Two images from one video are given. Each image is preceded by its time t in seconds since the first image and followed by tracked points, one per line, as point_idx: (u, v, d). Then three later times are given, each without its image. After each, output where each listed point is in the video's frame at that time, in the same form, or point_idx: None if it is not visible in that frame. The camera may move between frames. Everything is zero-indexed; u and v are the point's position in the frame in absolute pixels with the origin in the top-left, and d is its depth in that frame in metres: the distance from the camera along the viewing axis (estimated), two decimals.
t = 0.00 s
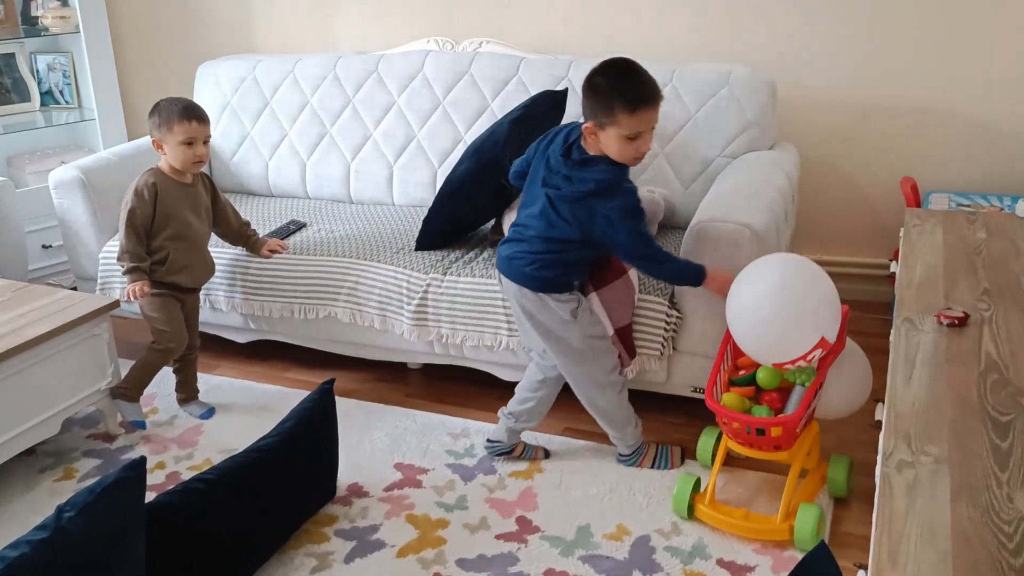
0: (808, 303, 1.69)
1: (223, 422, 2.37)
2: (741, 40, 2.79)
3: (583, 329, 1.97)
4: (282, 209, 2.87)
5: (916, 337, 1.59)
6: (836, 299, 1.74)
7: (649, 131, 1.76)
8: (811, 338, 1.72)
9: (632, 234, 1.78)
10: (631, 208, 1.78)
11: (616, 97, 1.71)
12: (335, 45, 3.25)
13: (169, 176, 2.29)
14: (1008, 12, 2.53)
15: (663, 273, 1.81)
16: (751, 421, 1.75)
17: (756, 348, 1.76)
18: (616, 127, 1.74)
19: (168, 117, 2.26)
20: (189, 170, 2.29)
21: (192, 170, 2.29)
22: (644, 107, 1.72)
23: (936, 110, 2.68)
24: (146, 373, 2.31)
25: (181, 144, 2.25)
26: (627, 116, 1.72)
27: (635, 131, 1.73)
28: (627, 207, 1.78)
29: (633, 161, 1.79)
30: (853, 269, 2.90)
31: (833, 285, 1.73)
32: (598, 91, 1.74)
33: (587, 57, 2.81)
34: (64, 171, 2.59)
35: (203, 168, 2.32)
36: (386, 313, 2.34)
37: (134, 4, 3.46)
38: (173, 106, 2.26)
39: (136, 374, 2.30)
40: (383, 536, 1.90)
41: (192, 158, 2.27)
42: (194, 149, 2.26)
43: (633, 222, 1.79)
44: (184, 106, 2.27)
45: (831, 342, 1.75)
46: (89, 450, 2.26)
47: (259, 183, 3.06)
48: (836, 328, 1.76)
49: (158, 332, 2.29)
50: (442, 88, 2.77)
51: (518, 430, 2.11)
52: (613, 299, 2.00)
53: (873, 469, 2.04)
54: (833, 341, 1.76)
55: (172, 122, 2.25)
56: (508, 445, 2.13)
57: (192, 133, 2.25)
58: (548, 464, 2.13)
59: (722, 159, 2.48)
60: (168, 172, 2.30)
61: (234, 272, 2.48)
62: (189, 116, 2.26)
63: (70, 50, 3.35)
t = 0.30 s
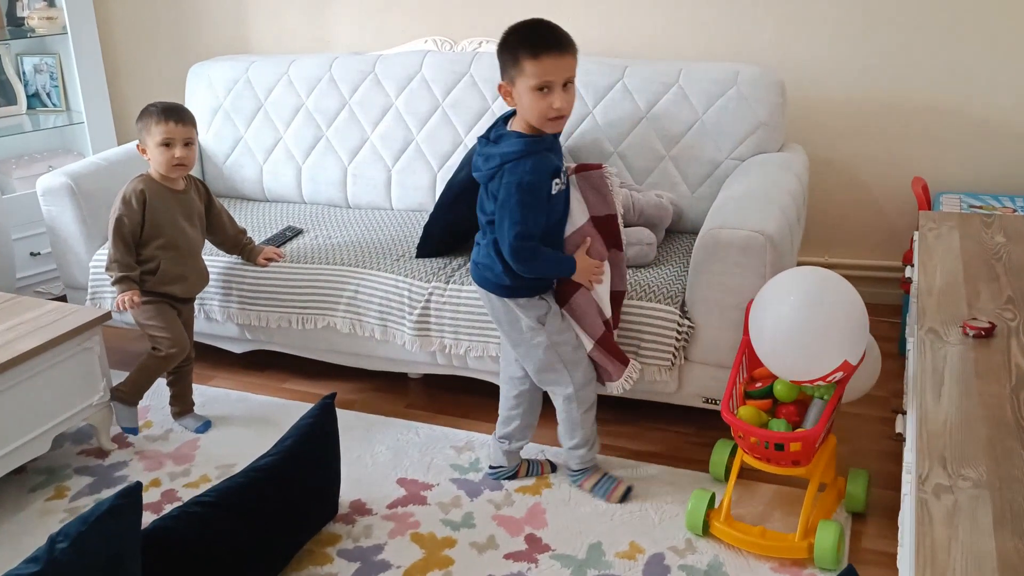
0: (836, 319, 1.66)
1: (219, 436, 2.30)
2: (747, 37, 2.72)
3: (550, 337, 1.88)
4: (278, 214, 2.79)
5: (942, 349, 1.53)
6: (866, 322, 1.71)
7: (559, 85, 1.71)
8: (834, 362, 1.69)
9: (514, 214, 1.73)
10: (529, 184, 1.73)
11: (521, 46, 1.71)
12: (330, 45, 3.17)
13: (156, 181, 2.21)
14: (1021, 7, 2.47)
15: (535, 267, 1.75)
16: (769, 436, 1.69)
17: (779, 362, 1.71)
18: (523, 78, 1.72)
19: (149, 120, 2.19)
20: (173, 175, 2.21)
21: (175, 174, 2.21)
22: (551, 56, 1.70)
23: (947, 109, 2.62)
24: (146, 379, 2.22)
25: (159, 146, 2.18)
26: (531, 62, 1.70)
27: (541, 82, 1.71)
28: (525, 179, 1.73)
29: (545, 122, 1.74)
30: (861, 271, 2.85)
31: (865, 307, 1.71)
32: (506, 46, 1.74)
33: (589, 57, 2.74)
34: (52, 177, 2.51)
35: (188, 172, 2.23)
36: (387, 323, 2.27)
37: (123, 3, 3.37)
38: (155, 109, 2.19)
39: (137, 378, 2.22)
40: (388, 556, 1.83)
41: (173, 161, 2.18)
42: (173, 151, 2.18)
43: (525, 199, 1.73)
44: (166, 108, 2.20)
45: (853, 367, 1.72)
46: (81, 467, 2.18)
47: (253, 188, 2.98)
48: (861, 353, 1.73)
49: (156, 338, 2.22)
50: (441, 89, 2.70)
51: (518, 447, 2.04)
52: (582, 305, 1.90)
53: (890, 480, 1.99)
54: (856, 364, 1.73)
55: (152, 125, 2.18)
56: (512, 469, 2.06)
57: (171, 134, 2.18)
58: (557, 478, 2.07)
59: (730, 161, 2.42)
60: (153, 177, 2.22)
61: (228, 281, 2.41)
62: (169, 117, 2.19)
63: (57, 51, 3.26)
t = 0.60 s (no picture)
0: (861, 335, 1.60)
1: (220, 451, 2.24)
2: (756, 41, 2.67)
3: (478, 367, 1.69)
4: (280, 223, 2.74)
5: (968, 364, 1.47)
6: (890, 334, 1.66)
7: (493, 80, 1.50)
8: (860, 379, 1.64)
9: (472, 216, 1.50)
10: (472, 179, 1.50)
11: (451, 36, 1.51)
12: (332, 49, 3.12)
13: (151, 191, 2.15)
14: None
15: (507, 272, 1.52)
16: (787, 453, 1.64)
17: (799, 377, 1.66)
18: (453, 72, 1.51)
19: (142, 129, 2.14)
20: (167, 183, 2.15)
21: (170, 183, 2.15)
22: (481, 45, 1.49)
23: (961, 112, 2.57)
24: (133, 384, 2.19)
25: (153, 154, 2.12)
26: (459, 55, 1.50)
27: (472, 75, 1.50)
28: (474, 173, 1.51)
29: (481, 119, 1.53)
30: (874, 277, 2.79)
31: (888, 319, 1.65)
32: (436, 39, 1.54)
33: (597, 61, 2.69)
34: (49, 186, 2.46)
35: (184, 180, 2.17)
36: (391, 334, 2.21)
37: (121, 7, 3.32)
38: (149, 117, 2.15)
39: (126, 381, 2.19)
40: None
41: (167, 168, 2.12)
42: (167, 158, 2.12)
43: (475, 195, 1.50)
44: (158, 116, 2.16)
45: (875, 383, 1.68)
46: (79, 483, 2.13)
47: (254, 195, 2.93)
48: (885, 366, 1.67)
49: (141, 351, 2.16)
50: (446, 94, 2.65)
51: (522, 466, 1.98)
52: (536, 322, 1.66)
53: (910, 496, 1.94)
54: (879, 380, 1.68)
55: (145, 133, 2.13)
56: (518, 487, 2.00)
57: (163, 141, 2.13)
58: (567, 494, 2.02)
59: (741, 167, 2.37)
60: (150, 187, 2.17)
61: (229, 292, 2.36)
62: (162, 124, 2.14)
63: (54, 56, 3.21)
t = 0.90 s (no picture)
0: (862, 325, 1.61)
1: (235, 448, 2.27)
2: (766, 35, 2.67)
3: (444, 379, 1.68)
4: (293, 221, 2.77)
5: (977, 356, 1.47)
6: (896, 327, 1.67)
7: (440, 96, 1.48)
8: (867, 370, 1.64)
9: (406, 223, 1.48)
10: (406, 186, 1.49)
11: (397, 50, 1.47)
12: (343, 48, 3.14)
13: (157, 193, 2.18)
14: None
15: (448, 281, 1.47)
16: (796, 446, 1.64)
17: (805, 370, 1.67)
18: (402, 88, 1.49)
19: (148, 131, 2.18)
20: (174, 185, 2.17)
21: (175, 184, 2.17)
22: (426, 61, 1.45)
23: (974, 104, 2.55)
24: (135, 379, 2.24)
25: (159, 155, 2.16)
26: (404, 71, 1.47)
27: (420, 92, 1.47)
28: (415, 181, 1.49)
29: (434, 131, 1.52)
30: (885, 270, 2.78)
31: (894, 312, 1.66)
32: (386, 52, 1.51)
33: (605, 57, 2.69)
34: (66, 188, 2.49)
35: (188, 181, 2.19)
36: (403, 332, 2.22)
37: (134, 10, 3.36)
38: (155, 120, 2.18)
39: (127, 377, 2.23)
40: (407, 571, 1.80)
41: (172, 170, 2.15)
42: (172, 160, 2.15)
43: (408, 201, 1.48)
44: (164, 118, 2.19)
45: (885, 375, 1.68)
46: (97, 480, 2.16)
47: (267, 194, 2.96)
48: (892, 358, 1.68)
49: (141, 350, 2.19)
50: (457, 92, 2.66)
51: (525, 458, 2.00)
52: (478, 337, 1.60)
53: (921, 489, 1.93)
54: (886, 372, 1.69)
55: (151, 135, 2.17)
56: (529, 479, 2.03)
57: (169, 142, 2.16)
58: (578, 489, 2.03)
59: (751, 161, 2.37)
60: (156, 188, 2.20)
61: (243, 290, 2.39)
62: (167, 126, 2.17)
63: (70, 59, 3.25)
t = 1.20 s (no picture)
0: (867, 305, 1.62)
1: (257, 426, 2.34)
2: (784, 17, 2.65)
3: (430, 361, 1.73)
4: (315, 206, 2.82)
5: (979, 335, 1.48)
6: (903, 307, 1.67)
7: (422, 78, 1.51)
8: (873, 348, 1.65)
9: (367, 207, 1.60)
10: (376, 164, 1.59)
11: (382, 34, 1.52)
12: (364, 35, 3.18)
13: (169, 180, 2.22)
14: None
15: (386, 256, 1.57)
16: (801, 424, 1.66)
17: (809, 349, 1.69)
18: (388, 71, 1.54)
19: (157, 119, 2.22)
20: (183, 170, 2.21)
21: (184, 170, 2.21)
22: (409, 43, 1.49)
23: (995, 84, 2.52)
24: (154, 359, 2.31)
25: (168, 142, 2.20)
26: (389, 53, 1.52)
27: (402, 74, 1.52)
28: (383, 165, 1.57)
29: (418, 115, 1.56)
30: (905, 253, 2.76)
31: (901, 292, 1.66)
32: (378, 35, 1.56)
33: (621, 40, 2.70)
34: (94, 174, 2.57)
35: (197, 167, 2.23)
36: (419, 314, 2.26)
37: None
38: (164, 107, 2.22)
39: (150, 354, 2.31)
40: (419, 545, 1.85)
41: (180, 155, 2.19)
42: (180, 146, 2.19)
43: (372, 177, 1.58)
44: (172, 105, 2.22)
45: (892, 353, 1.68)
46: (124, 457, 2.24)
47: (290, 180, 3.02)
48: (899, 336, 1.69)
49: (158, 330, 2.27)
50: (474, 77, 2.69)
51: (519, 454, 1.97)
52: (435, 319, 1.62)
53: (931, 469, 1.94)
54: (893, 351, 1.69)
55: (159, 122, 2.21)
56: (508, 472, 2.00)
57: (175, 129, 2.19)
58: (588, 467, 2.07)
59: (765, 143, 2.37)
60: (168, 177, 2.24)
61: (264, 273, 2.45)
62: (174, 113, 2.21)
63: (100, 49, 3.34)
